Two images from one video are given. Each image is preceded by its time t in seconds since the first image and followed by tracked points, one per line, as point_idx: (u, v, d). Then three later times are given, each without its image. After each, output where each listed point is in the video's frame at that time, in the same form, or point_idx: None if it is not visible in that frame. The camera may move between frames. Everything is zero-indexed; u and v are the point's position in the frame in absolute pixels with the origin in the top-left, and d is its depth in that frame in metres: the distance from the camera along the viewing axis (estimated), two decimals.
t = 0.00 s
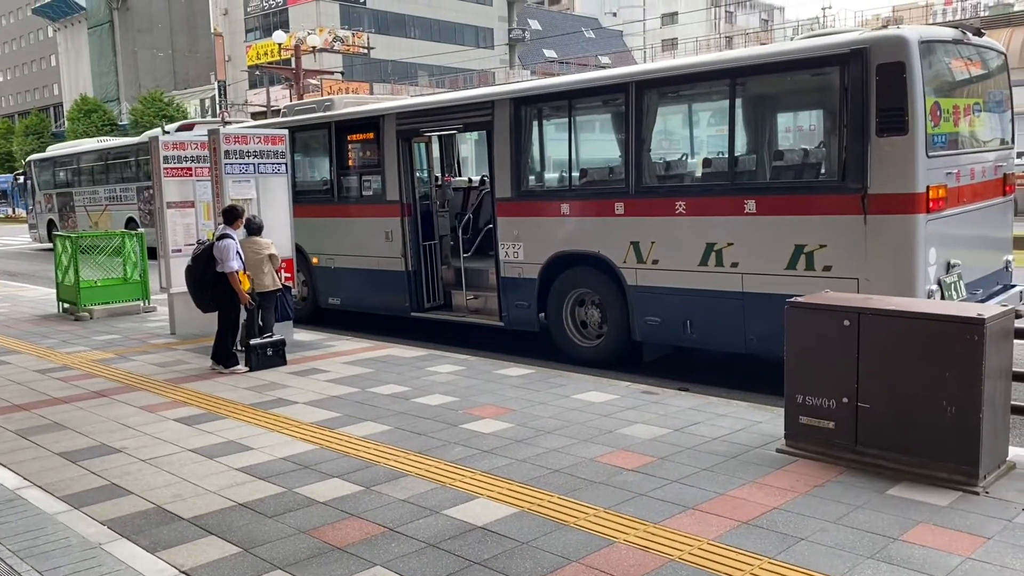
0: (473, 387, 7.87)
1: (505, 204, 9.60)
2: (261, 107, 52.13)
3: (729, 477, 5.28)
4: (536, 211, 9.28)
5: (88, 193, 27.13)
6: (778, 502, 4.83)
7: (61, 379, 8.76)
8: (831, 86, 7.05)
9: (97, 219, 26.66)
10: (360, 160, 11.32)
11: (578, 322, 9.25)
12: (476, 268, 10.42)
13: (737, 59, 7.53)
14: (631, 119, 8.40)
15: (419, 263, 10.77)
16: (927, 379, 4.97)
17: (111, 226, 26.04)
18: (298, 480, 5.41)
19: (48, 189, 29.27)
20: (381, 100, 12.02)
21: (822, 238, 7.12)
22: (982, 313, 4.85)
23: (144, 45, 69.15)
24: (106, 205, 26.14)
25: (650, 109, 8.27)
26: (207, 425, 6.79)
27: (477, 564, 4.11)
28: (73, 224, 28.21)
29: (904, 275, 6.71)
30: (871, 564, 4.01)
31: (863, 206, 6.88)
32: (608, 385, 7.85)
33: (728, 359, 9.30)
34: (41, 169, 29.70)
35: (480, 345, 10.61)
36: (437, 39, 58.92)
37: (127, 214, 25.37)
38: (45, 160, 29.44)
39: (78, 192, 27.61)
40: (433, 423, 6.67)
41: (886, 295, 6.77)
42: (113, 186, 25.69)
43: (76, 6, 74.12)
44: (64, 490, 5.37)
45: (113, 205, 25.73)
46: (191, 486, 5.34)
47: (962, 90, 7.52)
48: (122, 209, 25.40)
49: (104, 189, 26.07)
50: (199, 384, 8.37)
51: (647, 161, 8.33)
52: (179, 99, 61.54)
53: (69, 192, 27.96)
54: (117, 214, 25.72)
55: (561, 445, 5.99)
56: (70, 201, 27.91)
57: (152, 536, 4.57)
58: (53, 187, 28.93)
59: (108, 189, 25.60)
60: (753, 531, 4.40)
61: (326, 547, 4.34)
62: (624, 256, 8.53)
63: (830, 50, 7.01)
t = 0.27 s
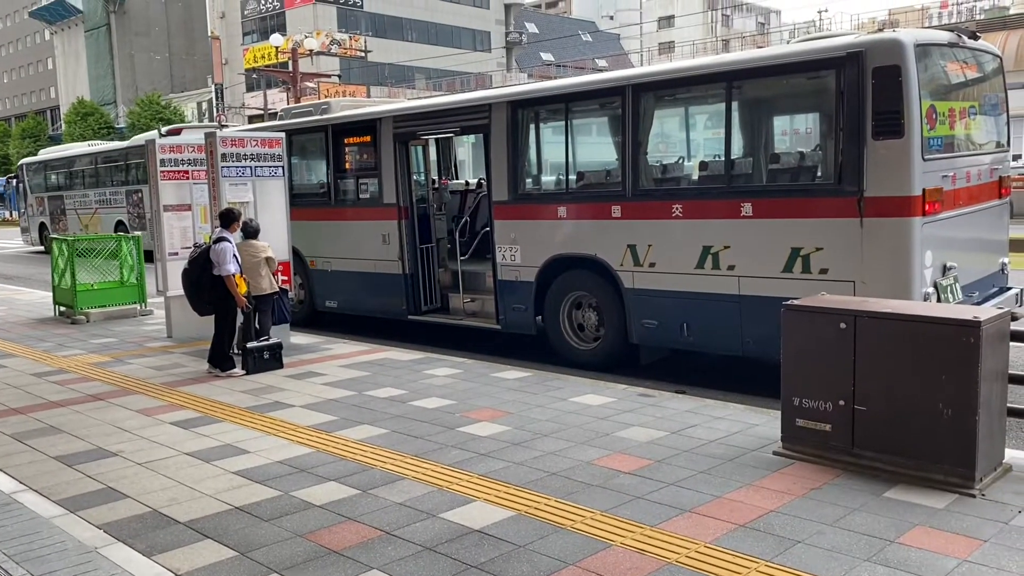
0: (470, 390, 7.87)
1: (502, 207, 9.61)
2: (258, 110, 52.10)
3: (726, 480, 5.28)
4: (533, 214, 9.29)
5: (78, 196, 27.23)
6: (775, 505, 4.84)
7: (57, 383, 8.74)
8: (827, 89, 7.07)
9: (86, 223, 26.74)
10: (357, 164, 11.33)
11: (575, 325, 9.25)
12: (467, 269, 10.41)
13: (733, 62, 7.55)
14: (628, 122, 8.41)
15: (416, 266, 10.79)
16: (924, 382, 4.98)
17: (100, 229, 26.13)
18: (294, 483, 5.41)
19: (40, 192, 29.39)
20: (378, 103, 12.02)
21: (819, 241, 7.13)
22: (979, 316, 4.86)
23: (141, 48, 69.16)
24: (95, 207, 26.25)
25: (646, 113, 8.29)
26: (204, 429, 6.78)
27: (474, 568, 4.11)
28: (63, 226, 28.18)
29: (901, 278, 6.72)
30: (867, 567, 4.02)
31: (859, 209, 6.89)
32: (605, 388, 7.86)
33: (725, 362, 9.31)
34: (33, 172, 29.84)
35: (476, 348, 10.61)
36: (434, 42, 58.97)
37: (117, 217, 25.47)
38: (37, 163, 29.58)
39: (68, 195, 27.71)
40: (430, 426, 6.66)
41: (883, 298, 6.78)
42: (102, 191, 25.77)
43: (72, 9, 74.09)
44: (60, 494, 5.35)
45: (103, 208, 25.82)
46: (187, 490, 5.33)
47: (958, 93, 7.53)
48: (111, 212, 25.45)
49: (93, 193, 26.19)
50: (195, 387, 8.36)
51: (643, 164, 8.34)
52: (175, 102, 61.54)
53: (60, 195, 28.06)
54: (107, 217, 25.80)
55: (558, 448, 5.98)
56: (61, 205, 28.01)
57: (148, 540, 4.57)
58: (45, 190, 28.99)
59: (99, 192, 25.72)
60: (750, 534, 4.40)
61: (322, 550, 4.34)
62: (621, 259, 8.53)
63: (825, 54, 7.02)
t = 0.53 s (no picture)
0: (467, 393, 7.86)
1: (500, 209, 9.61)
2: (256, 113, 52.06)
3: (724, 482, 5.28)
4: (531, 216, 9.29)
5: (71, 199, 27.23)
6: (773, 507, 4.84)
7: (54, 386, 8.72)
8: (825, 91, 7.07)
9: (78, 225, 26.72)
10: (355, 166, 11.32)
11: (573, 327, 9.26)
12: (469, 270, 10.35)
13: (731, 65, 7.55)
14: (626, 125, 8.41)
15: (414, 268, 10.80)
16: (922, 383, 4.98)
17: (92, 232, 26.11)
18: (293, 486, 5.40)
19: (33, 195, 29.40)
20: (376, 105, 12.02)
21: (817, 243, 7.14)
22: (977, 318, 4.86)
23: (138, 50, 69.13)
24: (88, 210, 26.23)
25: (644, 115, 8.29)
26: (202, 432, 6.77)
27: (472, 570, 4.10)
28: (55, 229, 28.15)
29: (898, 280, 6.72)
30: (866, 569, 4.02)
31: (857, 211, 6.90)
32: (603, 390, 7.86)
33: (723, 364, 9.31)
34: (26, 174, 29.86)
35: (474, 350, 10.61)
36: (432, 44, 58.97)
37: (108, 220, 25.46)
38: (30, 166, 29.61)
39: (61, 197, 27.71)
40: (428, 428, 6.66)
41: (881, 299, 6.79)
42: (94, 194, 25.78)
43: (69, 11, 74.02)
44: (57, 497, 5.34)
45: (95, 211, 25.83)
46: (185, 493, 5.32)
47: (955, 96, 7.55)
48: (103, 215, 25.43)
49: (85, 196, 26.19)
50: (193, 390, 8.35)
51: (641, 166, 8.34)
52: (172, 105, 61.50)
53: (53, 197, 28.05)
54: (99, 219, 25.79)
55: (557, 451, 5.98)
56: (53, 207, 28.00)
57: (145, 543, 4.56)
58: (38, 193, 28.99)
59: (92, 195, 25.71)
60: (749, 536, 4.40)
61: (320, 553, 4.33)
62: (619, 261, 8.54)
63: (823, 56, 7.03)
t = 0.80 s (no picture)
0: (466, 394, 7.86)
1: (498, 211, 9.62)
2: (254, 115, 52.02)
3: (723, 484, 5.28)
4: (530, 218, 9.29)
5: (65, 201, 27.19)
6: (772, 508, 4.84)
7: (53, 388, 8.70)
8: (823, 92, 7.08)
9: (71, 227, 26.69)
10: (353, 167, 11.32)
11: (572, 329, 9.27)
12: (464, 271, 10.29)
13: (729, 66, 7.56)
14: (624, 126, 8.42)
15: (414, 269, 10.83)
16: (921, 385, 4.98)
17: (86, 233, 26.07)
18: (292, 488, 5.39)
19: (27, 197, 29.40)
20: (374, 107, 12.03)
21: (815, 245, 7.14)
22: (975, 319, 4.86)
23: (136, 52, 69.12)
24: (83, 211, 26.20)
25: (643, 117, 8.30)
26: (200, 434, 6.76)
27: (471, 573, 4.10)
28: (50, 231, 28.13)
29: (897, 281, 6.73)
30: (865, 570, 4.02)
31: (855, 212, 6.91)
32: (602, 391, 7.86)
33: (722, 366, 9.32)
34: (21, 176, 29.82)
35: (473, 352, 10.62)
36: (430, 46, 58.99)
37: (102, 221, 25.43)
38: (25, 168, 29.60)
39: (55, 199, 27.68)
40: (427, 430, 6.65)
41: (879, 301, 6.79)
42: (88, 196, 25.77)
43: (67, 12, 73.95)
44: (56, 499, 5.33)
45: (89, 213, 25.81)
46: (184, 495, 5.31)
47: (953, 97, 7.55)
48: (98, 217, 25.41)
49: (79, 197, 26.18)
50: (192, 392, 8.34)
51: (640, 167, 8.34)
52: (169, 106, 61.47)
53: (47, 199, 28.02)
54: (92, 221, 25.78)
55: (555, 452, 5.98)
56: (47, 208, 27.96)
57: (144, 546, 4.55)
58: (33, 195, 28.98)
59: (87, 197, 25.69)
60: (748, 538, 4.40)
61: (319, 555, 4.33)
62: (618, 262, 8.54)
63: (821, 58, 7.05)
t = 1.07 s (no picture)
0: (465, 395, 7.85)
1: (497, 212, 9.62)
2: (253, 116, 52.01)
3: (722, 485, 5.28)
4: (529, 219, 9.29)
5: (61, 202, 27.16)
6: (772, 509, 4.84)
7: (51, 390, 8.69)
8: (821, 93, 7.08)
9: (67, 228, 26.66)
10: (352, 169, 11.32)
11: (571, 330, 9.28)
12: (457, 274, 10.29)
13: (728, 68, 7.56)
14: (623, 127, 8.42)
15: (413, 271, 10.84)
16: (920, 385, 4.98)
17: (81, 235, 26.04)
18: (291, 490, 5.39)
19: (22, 198, 29.37)
20: (373, 108, 12.03)
21: (814, 246, 7.14)
22: (973, 320, 4.87)
23: (134, 53, 69.12)
24: (79, 213, 26.17)
25: (641, 118, 8.30)
26: (199, 435, 6.76)
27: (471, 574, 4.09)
28: (46, 232, 28.10)
29: (896, 282, 6.73)
30: (865, 571, 4.02)
31: (854, 213, 6.91)
32: (602, 393, 7.85)
33: (721, 367, 9.32)
34: (17, 177, 29.78)
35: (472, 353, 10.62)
36: (428, 47, 59.01)
37: (98, 223, 25.41)
38: (20, 169, 29.57)
39: (50, 201, 27.65)
40: (426, 432, 6.65)
41: (877, 302, 6.79)
42: (84, 197, 25.75)
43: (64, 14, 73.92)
44: (54, 501, 5.33)
45: (84, 215, 25.78)
46: (183, 497, 5.30)
47: (952, 98, 7.56)
48: (93, 218, 25.38)
49: (75, 199, 26.16)
50: (190, 394, 8.34)
51: (638, 169, 8.35)
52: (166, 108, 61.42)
53: (42, 200, 27.99)
54: (88, 223, 25.75)
55: (555, 453, 5.98)
56: (43, 210, 27.93)
57: (143, 547, 4.55)
58: (28, 196, 28.95)
59: (82, 199, 25.65)
60: (748, 539, 4.40)
61: (318, 557, 4.32)
62: (617, 263, 8.53)
63: (819, 60, 7.05)
